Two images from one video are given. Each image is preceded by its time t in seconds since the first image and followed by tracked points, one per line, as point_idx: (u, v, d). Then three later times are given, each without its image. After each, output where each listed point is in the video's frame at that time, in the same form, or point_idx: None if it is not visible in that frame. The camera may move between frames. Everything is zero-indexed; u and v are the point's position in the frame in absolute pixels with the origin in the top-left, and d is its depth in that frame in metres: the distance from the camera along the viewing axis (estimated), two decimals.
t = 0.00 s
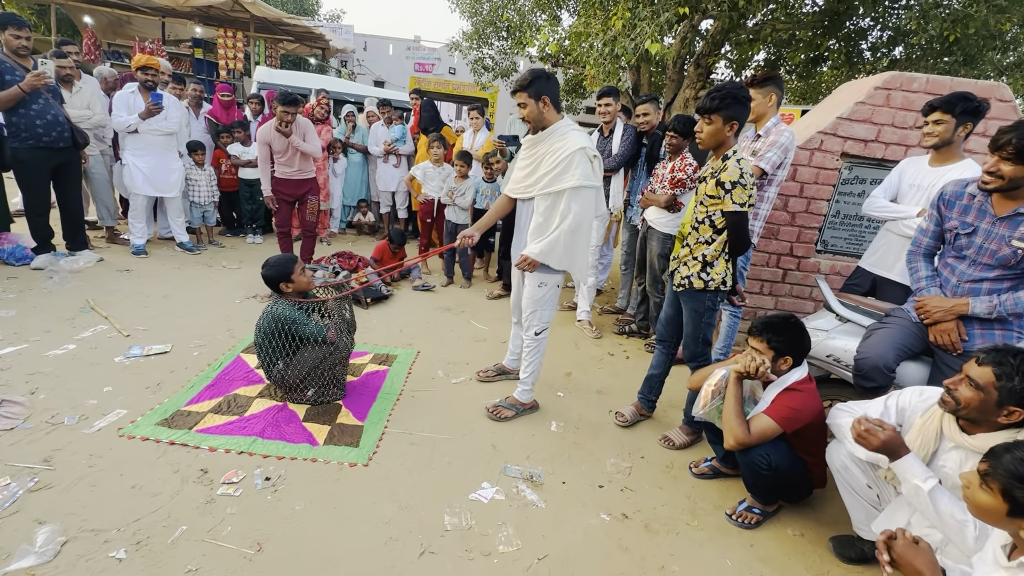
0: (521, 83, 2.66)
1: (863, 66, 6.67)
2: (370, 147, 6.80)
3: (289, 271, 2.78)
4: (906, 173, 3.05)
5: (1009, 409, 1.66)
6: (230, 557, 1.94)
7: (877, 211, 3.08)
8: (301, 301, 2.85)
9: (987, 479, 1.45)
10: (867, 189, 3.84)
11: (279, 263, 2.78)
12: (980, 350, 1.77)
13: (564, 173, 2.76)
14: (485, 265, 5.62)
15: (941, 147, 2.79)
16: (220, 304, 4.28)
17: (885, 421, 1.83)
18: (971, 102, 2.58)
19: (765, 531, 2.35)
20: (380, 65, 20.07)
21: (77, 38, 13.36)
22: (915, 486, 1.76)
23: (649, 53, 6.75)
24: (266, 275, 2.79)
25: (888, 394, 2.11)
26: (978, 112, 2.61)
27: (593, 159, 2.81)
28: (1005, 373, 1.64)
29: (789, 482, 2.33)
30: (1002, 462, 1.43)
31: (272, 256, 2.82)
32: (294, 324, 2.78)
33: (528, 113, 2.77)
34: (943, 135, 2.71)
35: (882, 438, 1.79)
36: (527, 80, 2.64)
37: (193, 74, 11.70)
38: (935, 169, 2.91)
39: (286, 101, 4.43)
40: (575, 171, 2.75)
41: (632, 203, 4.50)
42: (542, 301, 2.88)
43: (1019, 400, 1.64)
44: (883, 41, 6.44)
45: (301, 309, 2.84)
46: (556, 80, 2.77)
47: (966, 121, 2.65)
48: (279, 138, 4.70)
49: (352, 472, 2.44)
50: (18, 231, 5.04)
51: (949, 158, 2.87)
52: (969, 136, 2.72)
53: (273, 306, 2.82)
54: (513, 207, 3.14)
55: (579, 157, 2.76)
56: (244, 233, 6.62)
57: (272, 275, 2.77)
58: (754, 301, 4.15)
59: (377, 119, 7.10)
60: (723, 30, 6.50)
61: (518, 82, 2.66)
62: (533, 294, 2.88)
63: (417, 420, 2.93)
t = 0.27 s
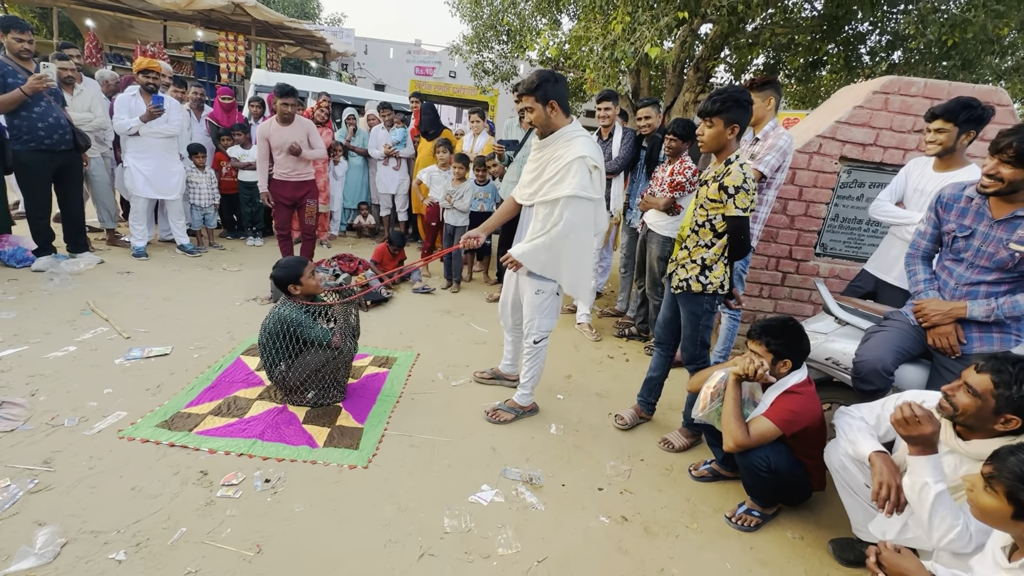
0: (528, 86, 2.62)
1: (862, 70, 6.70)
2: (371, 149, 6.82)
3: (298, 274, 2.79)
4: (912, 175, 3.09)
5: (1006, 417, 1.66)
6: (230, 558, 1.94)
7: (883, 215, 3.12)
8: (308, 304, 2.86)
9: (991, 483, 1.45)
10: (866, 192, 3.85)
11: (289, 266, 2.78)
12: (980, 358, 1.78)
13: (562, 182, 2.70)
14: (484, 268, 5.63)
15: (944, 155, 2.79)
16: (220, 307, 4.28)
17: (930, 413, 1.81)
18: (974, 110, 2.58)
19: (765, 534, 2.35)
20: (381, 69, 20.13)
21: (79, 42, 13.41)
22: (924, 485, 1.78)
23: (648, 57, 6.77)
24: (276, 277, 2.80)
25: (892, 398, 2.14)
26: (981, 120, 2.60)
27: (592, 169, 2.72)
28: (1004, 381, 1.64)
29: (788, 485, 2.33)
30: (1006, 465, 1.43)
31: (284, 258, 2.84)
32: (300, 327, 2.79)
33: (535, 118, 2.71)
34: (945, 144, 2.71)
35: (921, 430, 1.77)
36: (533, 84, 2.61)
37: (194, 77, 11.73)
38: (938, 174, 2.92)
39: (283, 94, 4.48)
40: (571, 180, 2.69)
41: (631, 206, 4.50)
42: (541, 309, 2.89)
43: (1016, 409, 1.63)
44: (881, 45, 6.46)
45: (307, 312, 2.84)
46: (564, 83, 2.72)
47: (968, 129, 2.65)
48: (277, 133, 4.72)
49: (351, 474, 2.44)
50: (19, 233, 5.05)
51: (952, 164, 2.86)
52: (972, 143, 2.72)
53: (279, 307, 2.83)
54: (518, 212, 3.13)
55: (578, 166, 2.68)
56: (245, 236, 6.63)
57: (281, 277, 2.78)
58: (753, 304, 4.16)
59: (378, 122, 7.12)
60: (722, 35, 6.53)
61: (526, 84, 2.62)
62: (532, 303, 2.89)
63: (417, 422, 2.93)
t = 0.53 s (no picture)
0: (532, 98, 2.60)
1: (860, 79, 6.74)
2: (372, 157, 6.85)
3: (305, 281, 2.82)
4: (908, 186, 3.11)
5: (1003, 429, 1.66)
6: (228, 568, 1.93)
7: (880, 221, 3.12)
8: (310, 311, 2.88)
9: (991, 496, 1.45)
10: (863, 201, 3.87)
11: (295, 273, 2.81)
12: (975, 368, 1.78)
13: (554, 192, 2.71)
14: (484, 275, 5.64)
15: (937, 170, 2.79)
16: (220, 314, 4.28)
17: (936, 432, 1.76)
18: (963, 127, 2.59)
19: (764, 544, 2.34)
20: (381, 76, 20.23)
21: (82, 50, 13.51)
22: (928, 509, 1.76)
23: (647, 65, 6.81)
24: (282, 282, 2.82)
25: (887, 407, 2.12)
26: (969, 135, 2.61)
27: (588, 184, 2.70)
28: (1000, 393, 1.64)
29: (788, 495, 2.32)
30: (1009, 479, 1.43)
31: (290, 265, 2.85)
32: (301, 334, 2.81)
33: (538, 130, 2.70)
34: (937, 161, 2.70)
35: (928, 452, 1.72)
36: (537, 96, 2.59)
37: (196, 84, 11.80)
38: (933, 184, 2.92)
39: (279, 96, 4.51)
40: (563, 192, 2.67)
41: (631, 213, 4.53)
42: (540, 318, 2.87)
43: (1013, 420, 1.64)
44: (879, 54, 6.51)
45: (309, 321, 2.85)
46: (568, 95, 2.70)
47: (957, 145, 2.65)
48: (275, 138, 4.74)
49: (350, 483, 2.44)
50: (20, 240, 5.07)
51: (947, 176, 2.86)
52: (963, 157, 2.73)
53: (282, 314, 2.84)
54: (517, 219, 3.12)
55: (572, 179, 2.67)
56: (245, 242, 6.65)
57: (288, 283, 2.80)
58: (753, 312, 4.16)
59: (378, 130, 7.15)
60: (720, 44, 6.58)
61: (530, 96, 2.60)
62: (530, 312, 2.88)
63: (416, 431, 2.92)
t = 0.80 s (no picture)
0: (533, 100, 2.58)
1: (864, 80, 6.71)
2: (375, 159, 6.86)
3: (307, 282, 2.82)
4: (890, 189, 3.14)
5: (1010, 433, 1.65)
6: (230, 570, 1.93)
7: (868, 225, 3.14)
8: (312, 313, 2.88)
9: (999, 500, 1.44)
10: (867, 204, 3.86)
11: (298, 274, 2.82)
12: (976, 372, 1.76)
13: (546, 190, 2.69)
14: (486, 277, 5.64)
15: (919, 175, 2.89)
16: (223, 315, 4.29)
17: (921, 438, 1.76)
18: (944, 134, 2.72)
19: (768, 548, 2.33)
20: (385, 78, 20.28)
21: (88, 52, 13.59)
22: (924, 519, 1.74)
23: (650, 67, 6.80)
24: (284, 283, 2.83)
25: (890, 412, 2.10)
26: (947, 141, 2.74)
27: (580, 185, 2.66)
28: (1005, 398, 1.63)
29: (792, 499, 2.31)
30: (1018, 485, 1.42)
31: (291, 266, 2.86)
32: (303, 335, 2.80)
33: (539, 134, 2.71)
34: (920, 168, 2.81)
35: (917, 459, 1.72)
36: (537, 98, 2.57)
37: (200, 86, 11.85)
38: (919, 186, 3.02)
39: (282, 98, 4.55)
40: (553, 191, 2.65)
41: (631, 214, 4.54)
42: (543, 319, 2.88)
43: (1019, 424, 1.63)
44: (883, 55, 6.48)
45: (311, 322, 2.85)
46: (571, 98, 2.69)
47: (938, 151, 2.78)
48: (275, 141, 4.75)
49: (351, 485, 2.44)
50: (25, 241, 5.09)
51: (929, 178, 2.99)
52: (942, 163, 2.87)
53: (284, 315, 2.84)
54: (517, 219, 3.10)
55: (565, 178, 2.65)
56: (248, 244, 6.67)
57: (290, 283, 2.81)
58: (756, 315, 4.15)
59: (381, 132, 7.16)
60: (723, 45, 6.57)
61: (530, 99, 2.59)
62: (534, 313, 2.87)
63: (418, 433, 2.92)
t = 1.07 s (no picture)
0: (537, 97, 2.61)
1: (873, 79, 6.67)
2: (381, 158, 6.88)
3: (311, 281, 2.84)
4: (881, 189, 3.23)
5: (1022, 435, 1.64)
6: (237, 568, 1.94)
7: (865, 228, 3.24)
8: (318, 312, 2.89)
9: (1017, 504, 1.42)
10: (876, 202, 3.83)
11: (302, 273, 2.84)
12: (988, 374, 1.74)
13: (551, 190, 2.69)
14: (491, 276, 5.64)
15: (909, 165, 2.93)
16: (230, 315, 4.32)
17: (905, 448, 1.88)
18: (929, 122, 2.77)
19: (775, 550, 2.32)
20: (391, 78, 20.33)
21: (97, 54, 13.72)
22: (935, 523, 1.71)
23: (656, 66, 6.79)
24: (289, 283, 2.84)
25: (899, 415, 2.06)
26: (933, 130, 2.81)
27: (583, 182, 2.66)
28: (1016, 400, 1.61)
29: (799, 501, 2.30)
30: None
31: (296, 266, 2.88)
32: (309, 334, 2.81)
33: (540, 131, 2.72)
34: (908, 156, 2.85)
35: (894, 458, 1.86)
36: (541, 95, 2.59)
37: (208, 87, 11.94)
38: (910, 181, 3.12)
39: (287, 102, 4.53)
40: (558, 189, 2.64)
41: (636, 213, 4.52)
42: (544, 317, 2.87)
43: None
44: (892, 53, 6.42)
45: (316, 321, 2.86)
46: (575, 94, 2.66)
47: (926, 139, 2.83)
48: (278, 144, 4.73)
49: (358, 484, 2.45)
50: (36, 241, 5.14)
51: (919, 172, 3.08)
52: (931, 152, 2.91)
53: (290, 315, 2.86)
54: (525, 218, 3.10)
55: (568, 176, 2.64)
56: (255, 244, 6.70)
57: (295, 283, 2.83)
58: (763, 315, 4.13)
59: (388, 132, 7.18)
60: (730, 44, 6.54)
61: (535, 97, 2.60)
62: (537, 311, 2.88)
63: (424, 433, 2.93)
